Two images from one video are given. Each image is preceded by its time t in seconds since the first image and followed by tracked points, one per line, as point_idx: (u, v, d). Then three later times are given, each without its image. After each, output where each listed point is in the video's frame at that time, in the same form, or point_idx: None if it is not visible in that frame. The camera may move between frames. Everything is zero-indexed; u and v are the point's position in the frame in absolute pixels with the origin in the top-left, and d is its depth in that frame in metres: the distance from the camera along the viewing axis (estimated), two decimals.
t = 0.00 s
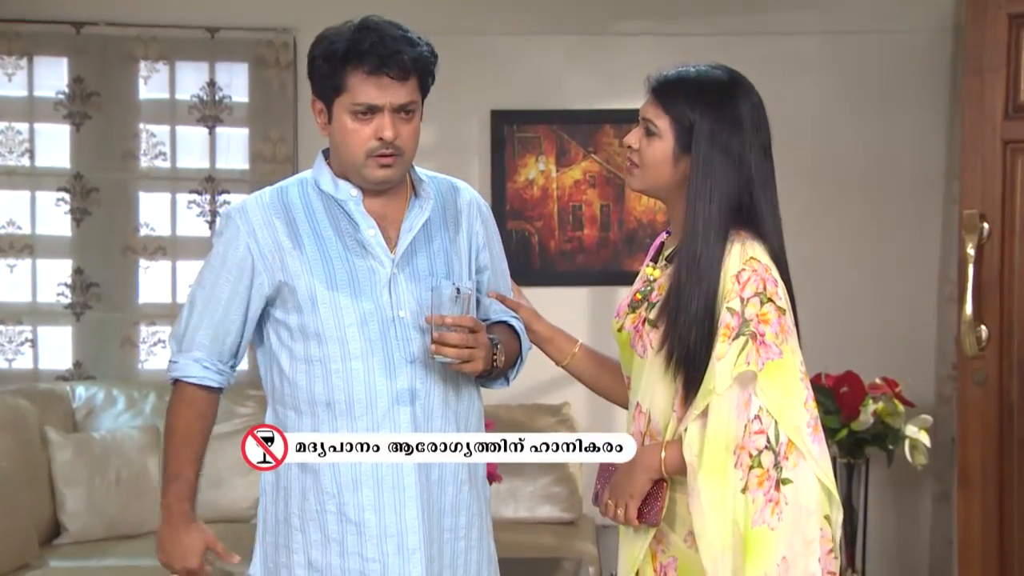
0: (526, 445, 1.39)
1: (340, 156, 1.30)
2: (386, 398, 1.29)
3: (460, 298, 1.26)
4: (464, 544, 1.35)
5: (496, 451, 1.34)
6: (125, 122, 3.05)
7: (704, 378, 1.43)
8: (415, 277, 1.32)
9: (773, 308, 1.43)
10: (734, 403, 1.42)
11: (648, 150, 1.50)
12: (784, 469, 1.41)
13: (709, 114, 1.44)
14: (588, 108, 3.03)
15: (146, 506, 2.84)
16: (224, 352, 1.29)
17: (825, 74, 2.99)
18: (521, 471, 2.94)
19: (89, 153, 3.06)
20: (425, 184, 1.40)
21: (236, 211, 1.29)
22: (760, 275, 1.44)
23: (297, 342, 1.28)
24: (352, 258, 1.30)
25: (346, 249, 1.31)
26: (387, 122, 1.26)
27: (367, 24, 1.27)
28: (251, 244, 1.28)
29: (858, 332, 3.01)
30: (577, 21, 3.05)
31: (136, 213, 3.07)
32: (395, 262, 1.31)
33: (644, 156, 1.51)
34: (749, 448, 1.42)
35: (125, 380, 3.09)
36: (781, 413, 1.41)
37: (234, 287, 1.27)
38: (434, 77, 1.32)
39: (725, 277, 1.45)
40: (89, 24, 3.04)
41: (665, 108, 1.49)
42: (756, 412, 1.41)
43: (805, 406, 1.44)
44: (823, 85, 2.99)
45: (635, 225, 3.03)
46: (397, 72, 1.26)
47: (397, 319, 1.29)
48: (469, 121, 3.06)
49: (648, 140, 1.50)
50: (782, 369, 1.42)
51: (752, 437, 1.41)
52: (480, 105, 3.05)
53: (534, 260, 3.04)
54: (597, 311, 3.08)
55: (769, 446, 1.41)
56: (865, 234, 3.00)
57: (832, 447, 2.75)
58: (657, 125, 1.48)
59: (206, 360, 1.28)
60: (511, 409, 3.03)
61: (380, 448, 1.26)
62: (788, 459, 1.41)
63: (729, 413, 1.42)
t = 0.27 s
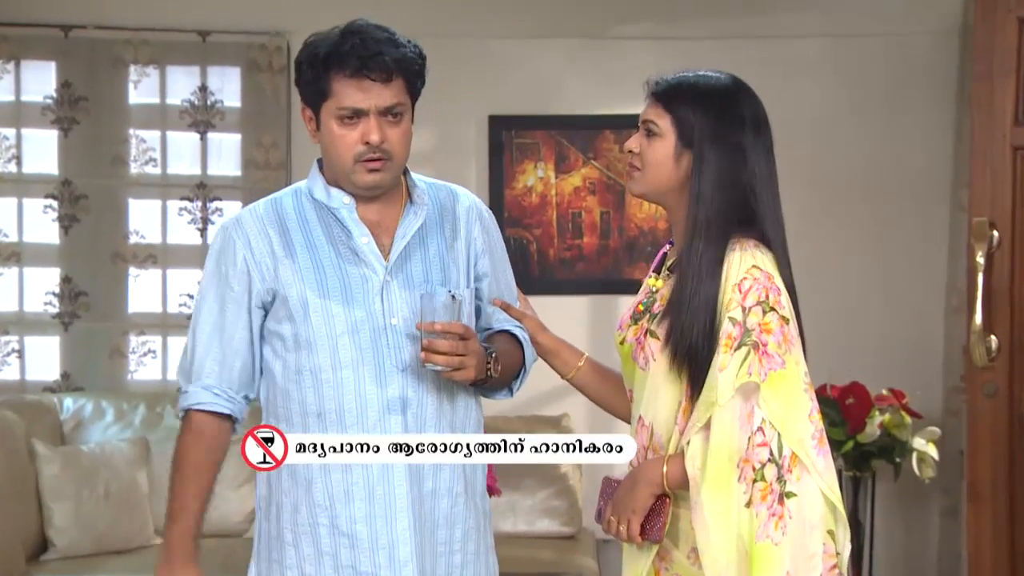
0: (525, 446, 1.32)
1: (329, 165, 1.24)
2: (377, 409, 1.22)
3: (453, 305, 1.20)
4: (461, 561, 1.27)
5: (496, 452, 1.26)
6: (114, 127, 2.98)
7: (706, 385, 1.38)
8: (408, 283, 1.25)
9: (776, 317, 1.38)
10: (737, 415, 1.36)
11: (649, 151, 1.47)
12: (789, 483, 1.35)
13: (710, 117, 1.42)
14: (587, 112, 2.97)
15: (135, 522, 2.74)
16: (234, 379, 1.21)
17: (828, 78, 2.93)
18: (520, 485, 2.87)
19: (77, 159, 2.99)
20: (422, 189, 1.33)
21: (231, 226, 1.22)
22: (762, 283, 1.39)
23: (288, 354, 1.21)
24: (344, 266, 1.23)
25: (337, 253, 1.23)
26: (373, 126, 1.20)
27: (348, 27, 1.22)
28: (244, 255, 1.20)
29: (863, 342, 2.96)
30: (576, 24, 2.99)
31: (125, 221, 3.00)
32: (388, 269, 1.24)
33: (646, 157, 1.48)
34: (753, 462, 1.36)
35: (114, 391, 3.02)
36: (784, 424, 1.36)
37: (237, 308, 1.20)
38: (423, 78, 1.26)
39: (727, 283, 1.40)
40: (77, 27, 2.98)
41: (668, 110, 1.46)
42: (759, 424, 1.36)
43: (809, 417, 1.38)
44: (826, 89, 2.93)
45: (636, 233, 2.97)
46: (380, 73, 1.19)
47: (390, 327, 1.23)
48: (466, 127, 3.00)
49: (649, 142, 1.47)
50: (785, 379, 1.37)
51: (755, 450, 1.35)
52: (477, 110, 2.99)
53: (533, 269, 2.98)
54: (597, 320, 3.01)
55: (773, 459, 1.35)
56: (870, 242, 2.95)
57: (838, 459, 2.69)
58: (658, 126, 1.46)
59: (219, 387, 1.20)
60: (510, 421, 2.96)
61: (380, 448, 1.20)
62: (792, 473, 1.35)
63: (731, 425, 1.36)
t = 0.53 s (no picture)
0: (525, 446, 1.28)
1: (323, 167, 1.24)
2: (377, 413, 1.21)
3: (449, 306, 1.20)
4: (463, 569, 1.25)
5: (496, 451, 1.23)
6: (104, 129, 2.92)
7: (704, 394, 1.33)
8: (407, 286, 1.24)
9: (773, 319, 1.32)
10: (735, 420, 1.31)
11: (638, 159, 1.42)
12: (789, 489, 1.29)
13: (696, 119, 1.37)
14: (589, 114, 2.91)
15: (124, 537, 2.65)
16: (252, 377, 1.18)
17: (834, 79, 2.87)
18: (521, 495, 2.80)
19: (67, 162, 2.92)
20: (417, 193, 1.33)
21: (229, 231, 1.22)
22: (758, 285, 1.33)
23: (286, 358, 1.20)
24: (342, 269, 1.23)
25: (335, 257, 1.23)
26: (365, 125, 1.20)
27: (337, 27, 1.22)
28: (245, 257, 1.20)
29: (870, 348, 2.89)
30: (577, 24, 2.93)
31: (116, 225, 2.94)
32: (386, 271, 1.23)
33: (636, 166, 1.43)
34: (751, 468, 1.30)
35: (104, 399, 2.95)
36: (783, 429, 1.30)
37: (239, 310, 1.18)
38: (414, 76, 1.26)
39: (722, 288, 1.35)
40: (66, 27, 2.91)
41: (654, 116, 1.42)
42: (756, 429, 1.30)
43: (810, 420, 1.32)
44: (832, 90, 2.88)
45: (638, 236, 2.91)
46: (369, 71, 1.20)
47: (388, 331, 1.22)
48: (464, 128, 2.93)
49: (638, 149, 1.42)
50: (783, 383, 1.31)
51: (753, 456, 1.30)
52: (476, 112, 2.93)
53: (534, 273, 2.92)
54: (598, 326, 2.95)
55: (772, 465, 1.29)
56: (878, 246, 2.89)
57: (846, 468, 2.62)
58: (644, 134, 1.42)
59: (233, 381, 1.16)
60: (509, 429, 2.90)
61: (379, 448, 1.18)
62: (793, 479, 1.29)
63: (731, 430, 1.30)
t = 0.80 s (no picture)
0: (525, 445, 1.29)
1: (330, 168, 1.21)
2: (386, 423, 1.19)
3: (457, 317, 1.20)
4: None
5: (495, 452, 1.22)
6: (95, 131, 2.85)
7: (695, 402, 1.31)
8: (413, 294, 1.22)
9: (764, 325, 1.29)
10: (727, 428, 1.29)
11: (626, 165, 1.39)
12: (783, 498, 1.27)
13: (682, 125, 1.34)
14: (592, 116, 2.85)
15: (116, 549, 2.58)
16: (257, 385, 1.13)
17: (841, 80, 2.82)
18: (521, 506, 2.73)
19: (57, 165, 2.85)
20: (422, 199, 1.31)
21: (231, 233, 1.17)
22: (750, 292, 1.30)
23: (292, 367, 1.17)
24: (348, 275, 1.20)
25: (341, 264, 1.20)
26: (376, 127, 1.18)
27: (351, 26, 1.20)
28: (249, 262, 1.15)
29: (877, 355, 2.84)
30: (579, 24, 2.87)
31: (106, 229, 2.87)
32: (393, 279, 1.21)
33: (625, 172, 1.40)
34: (745, 476, 1.28)
35: (94, 408, 2.87)
36: (777, 437, 1.28)
37: (244, 312, 1.14)
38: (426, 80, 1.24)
39: (711, 295, 1.32)
40: (56, 27, 2.84)
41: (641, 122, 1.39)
42: (749, 437, 1.28)
43: (804, 428, 1.29)
44: (839, 92, 2.82)
45: (641, 242, 2.85)
46: (383, 72, 1.18)
47: (395, 340, 1.20)
48: (463, 130, 2.87)
49: (625, 154, 1.40)
50: (777, 391, 1.29)
51: (748, 465, 1.28)
52: (475, 113, 2.87)
53: (534, 279, 2.85)
54: (600, 333, 2.89)
55: (766, 473, 1.27)
56: (885, 251, 2.83)
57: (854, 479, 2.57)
58: (631, 138, 1.39)
59: (237, 387, 1.12)
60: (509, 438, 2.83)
61: (380, 448, 1.15)
62: (787, 487, 1.27)
63: (721, 439, 1.28)
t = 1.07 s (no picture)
0: (526, 445, 1.27)
1: (337, 173, 1.22)
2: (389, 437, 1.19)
3: (464, 329, 1.18)
4: None
5: (495, 452, 1.24)
6: (83, 134, 2.78)
7: (690, 409, 1.26)
8: (418, 304, 1.23)
9: (760, 327, 1.24)
10: (722, 431, 1.23)
11: (619, 170, 1.34)
12: (783, 502, 1.22)
13: (673, 127, 1.28)
14: (593, 119, 2.80)
15: (107, 561, 2.50)
16: (223, 398, 1.19)
17: (846, 82, 2.77)
18: (521, 516, 2.67)
19: (44, 168, 2.79)
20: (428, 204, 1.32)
21: (228, 238, 1.19)
22: (745, 294, 1.24)
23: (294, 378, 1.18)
24: (351, 285, 1.21)
25: (343, 275, 1.22)
26: (386, 135, 1.19)
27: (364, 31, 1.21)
28: (246, 273, 1.17)
29: (883, 362, 2.80)
30: (580, 25, 2.81)
31: (96, 234, 2.80)
32: (398, 289, 1.22)
33: (615, 177, 1.34)
34: (742, 482, 1.22)
35: (82, 417, 2.80)
36: (775, 442, 1.22)
37: (225, 328, 1.17)
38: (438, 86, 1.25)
39: (705, 298, 1.26)
40: (44, 27, 2.78)
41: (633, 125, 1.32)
42: (746, 442, 1.22)
43: (803, 431, 1.24)
44: (844, 94, 2.77)
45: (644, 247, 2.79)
46: (395, 79, 1.19)
47: (400, 351, 1.21)
48: (461, 133, 2.81)
49: (617, 159, 1.34)
50: (774, 394, 1.23)
51: (745, 470, 1.22)
52: (473, 115, 2.81)
53: (533, 285, 2.80)
54: (600, 340, 2.83)
55: (765, 478, 1.22)
56: (891, 257, 2.79)
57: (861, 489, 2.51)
58: (624, 144, 1.33)
59: (205, 408, 1.17)
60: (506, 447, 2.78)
61: (380, 448, 1.17)
62: (786, 492, 1.23)
63: (717, 443, 1.23)
